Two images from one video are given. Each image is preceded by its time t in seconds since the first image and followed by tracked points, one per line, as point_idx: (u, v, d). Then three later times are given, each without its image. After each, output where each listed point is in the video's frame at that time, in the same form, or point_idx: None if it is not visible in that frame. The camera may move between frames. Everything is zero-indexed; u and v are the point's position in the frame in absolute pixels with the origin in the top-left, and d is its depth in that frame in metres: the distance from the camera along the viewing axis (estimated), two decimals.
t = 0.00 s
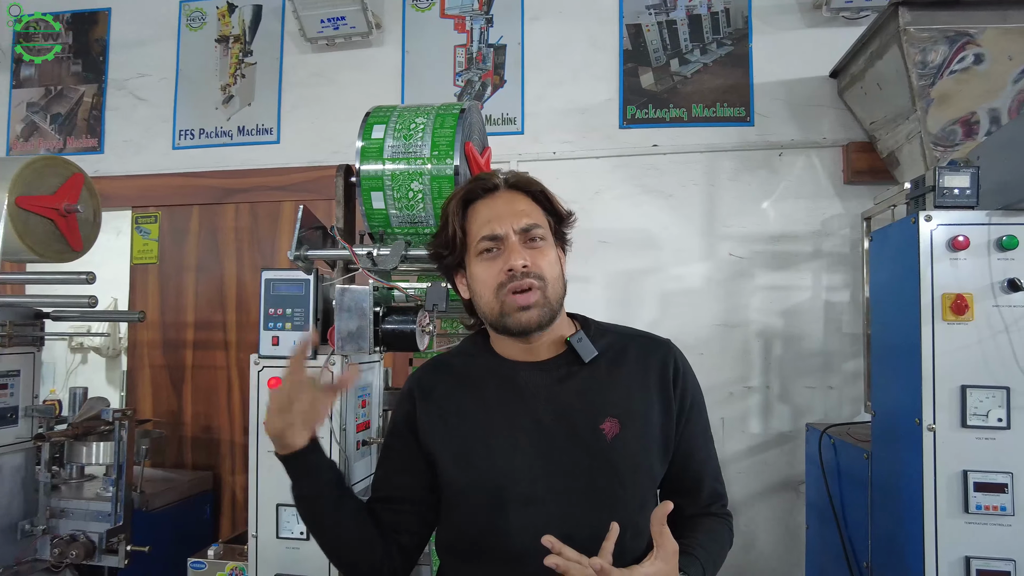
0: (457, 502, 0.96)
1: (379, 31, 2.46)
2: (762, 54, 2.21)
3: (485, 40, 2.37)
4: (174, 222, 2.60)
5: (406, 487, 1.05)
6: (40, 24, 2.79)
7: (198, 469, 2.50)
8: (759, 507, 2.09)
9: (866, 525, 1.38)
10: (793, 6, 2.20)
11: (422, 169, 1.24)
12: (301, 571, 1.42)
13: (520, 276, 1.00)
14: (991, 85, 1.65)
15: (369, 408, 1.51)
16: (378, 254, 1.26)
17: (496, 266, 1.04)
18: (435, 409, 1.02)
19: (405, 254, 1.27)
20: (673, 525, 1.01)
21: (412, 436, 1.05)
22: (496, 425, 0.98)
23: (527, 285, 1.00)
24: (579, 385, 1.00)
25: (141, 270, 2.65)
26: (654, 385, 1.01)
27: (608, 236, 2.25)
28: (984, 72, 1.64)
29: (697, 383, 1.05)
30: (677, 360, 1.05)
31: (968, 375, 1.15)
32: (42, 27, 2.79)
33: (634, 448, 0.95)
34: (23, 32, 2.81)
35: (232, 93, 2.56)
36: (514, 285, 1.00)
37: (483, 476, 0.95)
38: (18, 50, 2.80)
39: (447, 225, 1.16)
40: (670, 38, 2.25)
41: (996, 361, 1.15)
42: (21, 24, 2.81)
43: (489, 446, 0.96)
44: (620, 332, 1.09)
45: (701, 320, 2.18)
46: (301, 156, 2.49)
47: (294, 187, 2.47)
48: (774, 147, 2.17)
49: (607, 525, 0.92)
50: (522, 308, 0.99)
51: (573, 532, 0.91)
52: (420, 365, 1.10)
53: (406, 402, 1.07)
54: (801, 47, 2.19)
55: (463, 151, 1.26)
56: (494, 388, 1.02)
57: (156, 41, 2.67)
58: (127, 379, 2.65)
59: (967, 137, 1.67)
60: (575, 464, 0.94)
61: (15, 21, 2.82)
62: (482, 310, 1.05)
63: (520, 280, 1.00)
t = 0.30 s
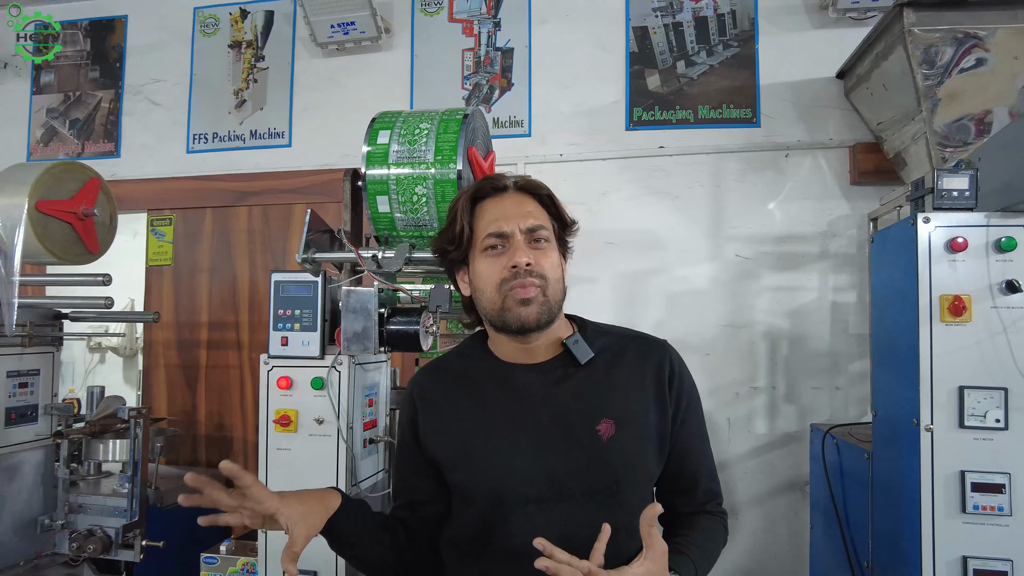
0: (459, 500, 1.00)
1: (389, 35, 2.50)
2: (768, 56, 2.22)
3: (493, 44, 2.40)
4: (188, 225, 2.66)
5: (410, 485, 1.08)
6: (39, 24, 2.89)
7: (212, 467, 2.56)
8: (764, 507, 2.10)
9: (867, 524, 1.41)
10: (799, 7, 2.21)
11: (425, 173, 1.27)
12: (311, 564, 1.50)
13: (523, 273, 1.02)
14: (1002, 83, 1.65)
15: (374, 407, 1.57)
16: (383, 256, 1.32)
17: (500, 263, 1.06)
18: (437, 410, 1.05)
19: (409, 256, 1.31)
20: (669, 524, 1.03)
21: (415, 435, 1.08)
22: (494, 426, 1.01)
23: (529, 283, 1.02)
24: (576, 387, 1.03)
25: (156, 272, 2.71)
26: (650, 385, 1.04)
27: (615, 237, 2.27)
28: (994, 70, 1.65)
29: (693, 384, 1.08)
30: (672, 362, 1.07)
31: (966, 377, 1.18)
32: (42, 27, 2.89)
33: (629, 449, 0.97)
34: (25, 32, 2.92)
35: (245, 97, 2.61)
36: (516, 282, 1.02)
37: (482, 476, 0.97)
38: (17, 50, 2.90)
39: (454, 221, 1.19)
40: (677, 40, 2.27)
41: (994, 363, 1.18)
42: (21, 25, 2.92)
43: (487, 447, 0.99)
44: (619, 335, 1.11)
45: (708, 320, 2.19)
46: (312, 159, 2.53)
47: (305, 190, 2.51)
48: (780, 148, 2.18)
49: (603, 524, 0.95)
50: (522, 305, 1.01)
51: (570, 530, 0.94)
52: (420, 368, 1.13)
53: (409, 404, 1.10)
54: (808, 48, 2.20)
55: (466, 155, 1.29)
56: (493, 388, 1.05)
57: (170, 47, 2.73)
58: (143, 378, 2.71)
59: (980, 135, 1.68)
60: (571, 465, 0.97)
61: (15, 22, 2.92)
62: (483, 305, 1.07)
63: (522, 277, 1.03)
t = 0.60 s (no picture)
0: (456, 492, 1.02)
1: (398, 39, 2.53)
2: (774, 57, 2.22)
3: (500, 47, 2.43)
4: (201, 226, 2.72)
5: (410, 480, 1.11)
6: (39, 24, 2.97)
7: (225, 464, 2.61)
8: (768, 507, 2.10)
9: (869, 523, 1.43)
10: (806, 8, 2.22)
11: (429, 176, 1.30)
12: (318, 559, 1.53)
13: (526, 262, 1.05)
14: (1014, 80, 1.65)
15: (382, 405, 1.61)
16: (388, 258, 1.34)
17: (505, 252, 1.09)
18: (436, 405, 1.08)
19: (412, 257, 1.34)
20: (664, 521, 1.05)
21: (414, 429, 1.11)
22: (491, 420, 1.03)
23: (531, 272, 1.05)
24: (571, 382, 1.06)
25: (170, 273, 2.77)
26: (643, 381, 1.07)
27: (621, 237, 2.28)
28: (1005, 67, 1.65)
29: (686, 382, 1.10)
30: (666, 360, 1.10)
31: (964, 377, 1.20)
32: (41, 27, 2.98)
33: (622, 443, 1.00)
34: (24, 32, 3.00)
35: (257, 101, 2.66)
36: (519, 270, 1.05)
37: (478, 468, 1.00)
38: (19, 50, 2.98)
39: (462, 212, 1.22)
40: (683, 41, 2.28)
41: (992, 364, 1.20)
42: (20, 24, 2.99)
43: (484, 441, 1.02)
44: (615, 334, 1.15)
45: (714, 320, 2.20)
46: (323, 162, 2.58)
47: (315, 192, 2.55)
48: (786, 148, 2.18)
49: (595, 516, 0.97)
50: (522, 291, 1.04)
51: (563, 521, 0.96)
52: (420, 364, 1.16)
53: (409, 400, 1.13)
54: (814, 48, 2.20)
55: (469, 159, 1.31)
56: (491, 383, 1.08)
57: (184, 52, 2.79)
58: (157, 377, 2.77)
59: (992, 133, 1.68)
60: (565, 458, 0.99)
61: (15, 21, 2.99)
62: (484, 292, 1.10)
63: (525, 267, 1.06)
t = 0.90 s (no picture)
0: (457, 486, 1.05)
1: (406, 41, 2.57)
2: (781, 56, 2.23)
3: (508, 48, 2.45)
4: (213, 227, 2.77)
5: (413, 474, 1.13)
6: (38, 24, 2.98)
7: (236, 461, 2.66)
8: (773, 506, 2.11)
9: (870, 522, 1.44)
10: (812, 7, 2.22)
11: (430, 177, 1.33)
12: (323, 553, 1.55)
13: (525, 265, 1.08)
14: None
15: (387, 402, 1.63)
16: (391, 257, 1.38)
17: (504, 255, 1.11)
18: (437, 402, 1.10)
19: (414, 257, 1.36)
20: (660, 516, 1.07)
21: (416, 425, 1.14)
22: (490, 416, 1.06)
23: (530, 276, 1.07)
24: (568, 379, 1.08)
25: (183, 273, 2.82)
26: (640, 378, 1.09)
27: (626, 237, 2.30)
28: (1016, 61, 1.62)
29: (683, 380, 1.12)
30: (662, 358, 1.12)
31: (962, 375, 1.22)
32: (41, 27, 2.99)
33: (618, 439, 1.02)
34: (24, 32, 2.99)
35: (268, 103, 2.70)
36: (518, 273, 1.07)
37: (477, 462, 1.03)
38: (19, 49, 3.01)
39: (461, 215, 1.24)
40: (689, 41, 2.29)
41: (991, 362, 1.22)
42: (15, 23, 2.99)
43: (483, 437, 1.04)
44: (613, 333, 1.16)
45: (719, 318, 2.21)
46: (333, 163, 2.62)
47: (324, 193, 2.59)
48: (792, 147, 2.18)
49: (591, 510, 0.99)
50: (521, 294, 1.06)
51: (560, 515, 0.98)
52: (422, 361, 1.19)
53: (412, 397, 1.16)
54: (821, 48, 2.20)
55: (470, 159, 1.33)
56: (490, 380, 1.10)
57: (197, 55, 2.84)
58: (170, 375, 2.82)
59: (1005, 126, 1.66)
60: (561, 453, 1.01)
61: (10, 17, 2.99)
62: (484, 295, 1.12)
63: (524, 270, 1.08)
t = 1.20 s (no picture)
0: (456, 480, 1.08)
1: (413, 43, 2.60)
2: (785, 56, 2.24)
3: (513, 50, 2.48)
4: (224, 227, 2.83)
5: (412, 469, 1.16)
6: (38, 24, 3.05)
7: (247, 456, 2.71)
8: (776, 505, 2.12)
9: (868, 519, 1.46)
10: (816, 6, 2.23)
11: (432, 178, 1.36)
12: (328, 546, 1.59)
13: (524, 266, 1.10)
14: None
15: (391, 398, 1.67)
16: (393, 257, 1.41)
17: (503, 256, 1.14)
18: (437, 399, 1.14)
19: (416, 256, 1.40)
20: (656, 509, 1.10)
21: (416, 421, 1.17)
22: (488, 412, 1.08)
23: (528, 275, 1.10)
24: (565, 376, 1.10)
25: (195, 272, 2.88)
26: (636, 376, 1.11)
27: (630, 236, 2.32)
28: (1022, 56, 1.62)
29: (678, 378, 1.14)
30: (658, 356, 1.14)
31: (956, 373, 1.25)
32: (41, 27, 3.06)
33: (613, 435, 1.04)
34: (24, 32, 3.07)
35: (278, 105, 2.75)
36: (517, 274, 1.10)
37: (475, 457, 1.05)
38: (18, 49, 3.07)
39: (461, 217, 1.27)
40: (693, 42, 2.31)
41: (984, 360, 1.24)
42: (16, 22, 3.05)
43: (481, 432, 1.07)
44: (609, 331, 1.19)
45: (723, 317, 2.22)
46: (341, 164, 2.66)
47: (332, 194, 2.64)
48: (796, 147, 2.19)
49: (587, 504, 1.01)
50: (521, 294, 1.09)
51: (557, 508, 1.01)
52: (423, 359, 1.22)
53: (413, 393, 1.19)
54: (824, 48, 2.21)
55: (471, 161, 1.37)
56: (489, 377, 1.13)
57: (209, 59, 2.90)
58: (183, 373, 2.87)
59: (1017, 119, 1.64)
60: (558, 448, 1.04)
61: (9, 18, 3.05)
62: (484, 295, 1.15)
63: (523, 269, 1.10)
